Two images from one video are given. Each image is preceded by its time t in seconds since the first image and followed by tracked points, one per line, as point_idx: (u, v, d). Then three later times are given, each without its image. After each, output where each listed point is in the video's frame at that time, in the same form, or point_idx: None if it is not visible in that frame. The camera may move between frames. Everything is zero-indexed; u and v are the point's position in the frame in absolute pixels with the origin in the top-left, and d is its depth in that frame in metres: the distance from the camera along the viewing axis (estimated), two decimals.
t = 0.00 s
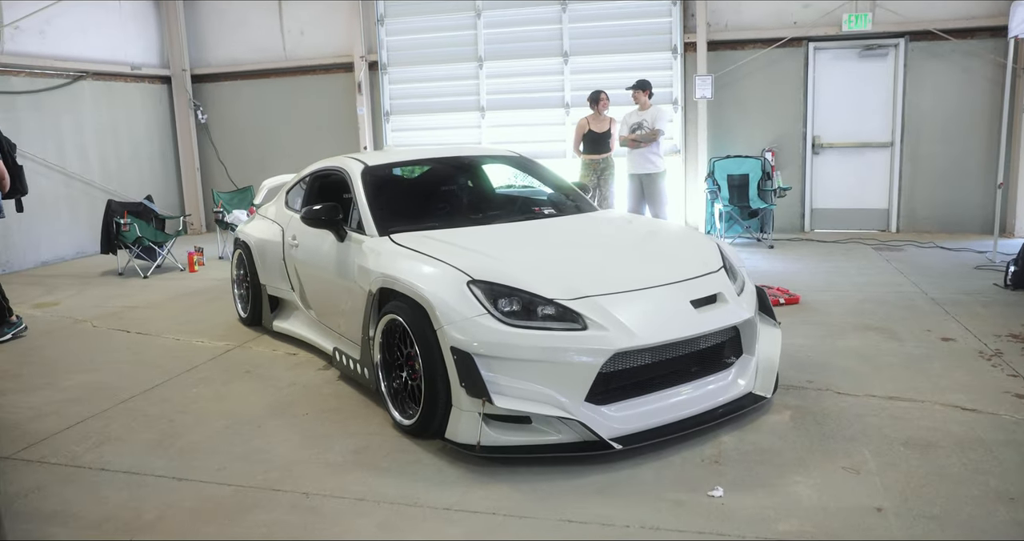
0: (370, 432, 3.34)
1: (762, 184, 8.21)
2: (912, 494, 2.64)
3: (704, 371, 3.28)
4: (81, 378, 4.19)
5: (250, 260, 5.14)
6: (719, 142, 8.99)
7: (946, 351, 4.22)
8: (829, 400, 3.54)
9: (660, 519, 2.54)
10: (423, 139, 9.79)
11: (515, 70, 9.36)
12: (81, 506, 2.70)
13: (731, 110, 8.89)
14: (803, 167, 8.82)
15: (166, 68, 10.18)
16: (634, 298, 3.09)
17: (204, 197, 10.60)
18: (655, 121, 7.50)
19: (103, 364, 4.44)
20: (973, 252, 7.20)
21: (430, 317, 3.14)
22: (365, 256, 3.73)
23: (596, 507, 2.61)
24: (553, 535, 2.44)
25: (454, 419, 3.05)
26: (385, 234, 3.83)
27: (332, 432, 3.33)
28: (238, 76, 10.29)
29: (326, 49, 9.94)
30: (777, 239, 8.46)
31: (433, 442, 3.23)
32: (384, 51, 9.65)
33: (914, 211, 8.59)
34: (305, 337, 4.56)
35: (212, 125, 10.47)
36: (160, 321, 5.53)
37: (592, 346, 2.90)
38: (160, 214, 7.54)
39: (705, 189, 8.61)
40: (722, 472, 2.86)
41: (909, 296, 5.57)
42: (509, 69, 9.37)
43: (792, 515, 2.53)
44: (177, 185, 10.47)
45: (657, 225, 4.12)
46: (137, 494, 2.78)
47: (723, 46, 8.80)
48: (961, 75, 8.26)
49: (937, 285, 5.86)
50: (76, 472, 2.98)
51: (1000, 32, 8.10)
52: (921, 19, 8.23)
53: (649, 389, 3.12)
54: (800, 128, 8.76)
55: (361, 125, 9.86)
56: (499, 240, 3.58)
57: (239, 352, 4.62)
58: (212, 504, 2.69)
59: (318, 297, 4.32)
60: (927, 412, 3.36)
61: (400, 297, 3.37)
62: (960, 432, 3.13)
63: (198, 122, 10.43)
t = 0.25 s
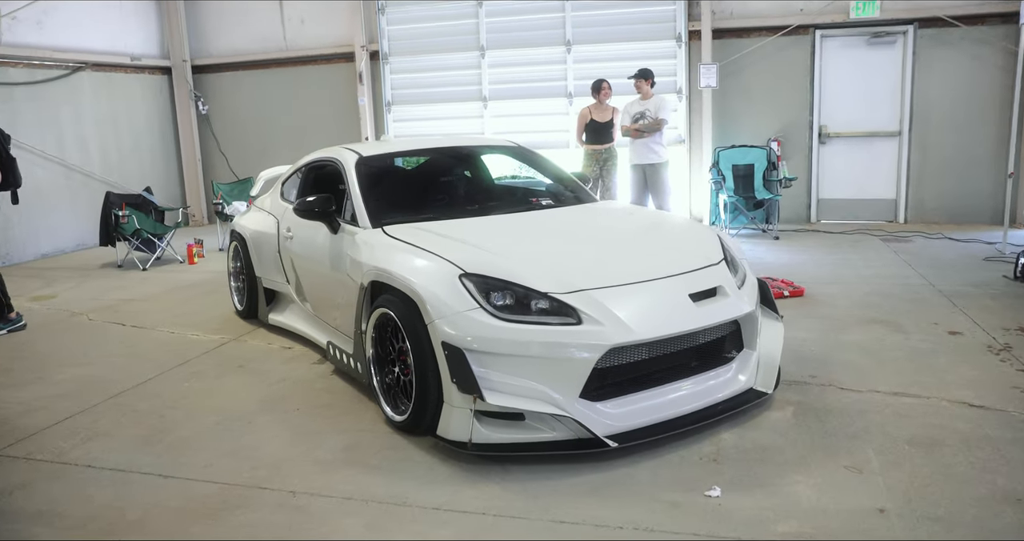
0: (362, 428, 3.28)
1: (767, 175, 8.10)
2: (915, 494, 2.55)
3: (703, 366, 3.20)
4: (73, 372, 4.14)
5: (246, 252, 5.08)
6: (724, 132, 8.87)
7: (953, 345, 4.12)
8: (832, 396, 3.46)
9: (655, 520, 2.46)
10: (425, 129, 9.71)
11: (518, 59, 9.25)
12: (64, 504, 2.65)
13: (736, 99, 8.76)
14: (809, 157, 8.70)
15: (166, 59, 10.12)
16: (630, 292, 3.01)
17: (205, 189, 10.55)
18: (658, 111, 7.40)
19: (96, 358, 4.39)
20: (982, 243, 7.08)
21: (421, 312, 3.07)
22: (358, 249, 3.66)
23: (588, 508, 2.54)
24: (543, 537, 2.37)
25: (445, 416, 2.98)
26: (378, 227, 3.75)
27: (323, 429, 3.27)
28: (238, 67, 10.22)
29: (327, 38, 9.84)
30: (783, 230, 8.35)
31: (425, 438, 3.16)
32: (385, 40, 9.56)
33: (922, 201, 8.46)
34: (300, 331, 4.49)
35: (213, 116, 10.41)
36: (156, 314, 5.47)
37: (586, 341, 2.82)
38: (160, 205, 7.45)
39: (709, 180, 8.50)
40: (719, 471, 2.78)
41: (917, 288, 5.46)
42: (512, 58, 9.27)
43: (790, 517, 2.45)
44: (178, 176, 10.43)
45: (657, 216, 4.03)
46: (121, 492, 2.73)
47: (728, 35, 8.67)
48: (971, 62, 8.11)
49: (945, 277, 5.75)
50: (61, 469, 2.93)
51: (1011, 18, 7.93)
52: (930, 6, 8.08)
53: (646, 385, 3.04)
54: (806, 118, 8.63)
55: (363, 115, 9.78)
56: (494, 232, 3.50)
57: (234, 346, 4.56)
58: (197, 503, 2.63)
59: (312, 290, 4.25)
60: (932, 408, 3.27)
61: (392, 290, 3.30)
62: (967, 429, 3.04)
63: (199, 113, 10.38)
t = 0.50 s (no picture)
0: (355, 426, 3.23)
1: (776, 167, 8.00)
2: (917, 497, 2.48)
3: (702, 363, 3.13)
4: (70, 367, 4.11)
5: (245, 247, 5.04)
6: (732, 124, 8.76)
7: (962, 341, 4.03)
8: (835, 394, 3.38)
9: (649, 522, 2.40)
10: (430, 123, 9.65)
11: (523, 51, 9.17)
12: (50, 502, 2.61)
13: (743, 91, 8.65)
14: (818, 149, 8.58)
15: (171, 52, 10.11)
16: (627, 287, 2.94)
17: (211, 183, 10.55)
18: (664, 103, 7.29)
19: (93, 353, 4.37)
20: (994, 237, 6.96)
21: (414, 308, 3.02)
22: (352, 243, 3.61)
23: (580, 510, 2.48)
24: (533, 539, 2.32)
25: (437, 414, 2.92)
26: (373, 221, 3.70)
27: (315, 426, 3.23)
28: (243, 60, 10.19)
29: (331, 31, 9.79)
30: (790, 224, 8.25)
31: (418, 436, 3.11)
32: (389, 33, 9.50)
33: (933, 194, 8.33)
34: (298, 326, 4.45)
35: (218, 110, 10.40)
36: (156, 309, 5.45)
37: (580, 338, 2.76)
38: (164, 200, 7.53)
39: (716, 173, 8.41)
40: (716, 471, 2.72)
41: (926, 283, 5.36)
42: (517, 51, 9.19)
43: (787, 520, 2.38)
44: (184, 170, 10.42)
45: (657, 209, 3.95)
46: (109, 489, 2.69)
47: (735, 26, 8.56)
48: (983, 52, 7.96)
49: (955, 272, 5.65)
50: (50, 466, 2.89)
51: None
52: None
53: (642, 383, 2.97)
54: (815, 110, 8.51)
55: (367, 108, 9.73)
56: (490, 227, 3.44)
57: (231, 341, 4.53)
58: (184, 501, 2.60)
59: (309, 286, 4.21)
60: (938, 407, 3.19)
61: (385, 286, 3.25)
62: (973, 429, 2.96)
63: (204, 107, 10.37)
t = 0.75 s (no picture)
0: (362, 422, 3.22)
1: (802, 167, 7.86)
2: (932, 509, 2.40)
3: (714, 367, 3.07)
4: (87, 356, 4.16)
5: (262, 240, 5.06)
6: (757, 123, 8.63)
7: (987, 348, 3.91)
8: (852, 401, 3.29)
9: (652, 529, 2.35)
10: (453, 118, 9.64)
11: (547, 47, 9.11)
12: (56, 491, 2.63)
13: (770, 89, 8.52)
14: (846, 149, 8.41)
15: (199, 46, 10.21)
16: (637, 288, 2.89)
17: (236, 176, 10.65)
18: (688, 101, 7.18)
19: (111, 343, 4.41)
20: None
21: (421, 305, 2.99)
22: (364, 239, 3.60)
23: (583, 514, 2.44)
24: None
25: (442, 412, 2.90)
26: (385, 217, 3.69)
27: (322, 421, 3.22)
28: (269, 54, 10.26)
29: (356, 26, 9.82)
30: (816, 224, 8.10)
31: (424, 434, 3.09)
32: (413, 28, 9.50)
33: (965, 196, 8.13)
34: (312, 320, 4.46)
35: (244, 103, 10.48)
36: (176, 300, 5.50)
37: (587, 339, 2.71)
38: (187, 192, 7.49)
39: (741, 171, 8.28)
40: (724, 478, 2.66)
41: (954, 287, 5.22)
42: (541, 46, 9.13)
43: (795, 530, 2.32)
44: (210, 164, 10.53)
45: (674, 208, 3.89)
46: (115, 480, 2.71)
47: (763, 23, 8.43)
48: (1020, 50, 7.74)
49: (984, 276, 5.49)
50: (59, 455, 2.92)
51: None
52: None
53: (652, 386, 2.92)
54: (843, 108, 8.35)
55: (391, 103, 9.74)
56: (501, 224, 3.40)
57: (246, 334, 4.55)
58: (188, 494, 2.60)
59: (322, 280, 4.21)
60: (959, 417, 3.09)
61: (394, 282, 3.23)
62: (994, 440, 2.86)
63: (230, 100, 10.46)
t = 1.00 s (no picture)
0: (367, 419, 3.22)
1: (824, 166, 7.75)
2: (939, 518, 2.35)
3: (723, 368, 3.02)
4: (101, 349, 4.21)
5: (277, 235, 5.09)
6: (780, 121, 8.51)
7: (1008, 353, 3.81)
8: (864, 405, 3.23)
9: (652, 532, 2.32)
10: (473, 114, 9.63)
11: (568, 43, 9.06)
12: (62, 483, 2.66)
13: (793, 87, 8.40)
14: (870, 148, 8.28)
15: (222, 42, 10.31)
16: (645, 287, 2.85)
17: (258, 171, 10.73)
18: (708, 99, 7.13)
19: (125, 336, 4.46)
20: None
21: (426, 302, 2.99)
22: (373, 235, 3.60)
23: (582, 516, 2.41)
24: None
25: (445, 410, 2.89)
26: (395, 213, 3.68)
27: (328, 417, 3.23)
28: (292, 50, 10.33)
29: (377, 22, 9.84)
30: (838, 225, 7.98)
31: (428, 432, 3.08)
32: (434, 24, 9.50)
33: (993, 197, 7.95)
34: (323, 316, 4.47)
35: (266, 99, 10.57)
36: (192, 294, 5.55)
37: (592, 338, 2.68)
38: (208, 187, 7.59)
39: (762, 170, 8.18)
40: (729, 482, 2.62)
41: (976, 290, 5.10)
42: (562, 43, 9.08)
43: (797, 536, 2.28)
44: (232, 158, 10.63)
45: (687, 207, 3.83)
46: (119, 473, 2.73)
47: (787, 20, 8.31)
48: None
49: (1009, 279, 5.36)
50: (67, 447, 2.95)
51: None
52: None
53: (658, 387, 2.88)
54: (868, 107, 8.21)
55: (411, 99, 9.75)
56: (509, 222, 3.38)
57: (259, 329, 4.58)
58: (191, 488, 2.62)
59: (334, 275, 4.22)
60: (974, 423, 3.02)
61: (400, 279, 3.22)
62: (1009, 448, 2.79)
63: (252, 96, 10.55)
